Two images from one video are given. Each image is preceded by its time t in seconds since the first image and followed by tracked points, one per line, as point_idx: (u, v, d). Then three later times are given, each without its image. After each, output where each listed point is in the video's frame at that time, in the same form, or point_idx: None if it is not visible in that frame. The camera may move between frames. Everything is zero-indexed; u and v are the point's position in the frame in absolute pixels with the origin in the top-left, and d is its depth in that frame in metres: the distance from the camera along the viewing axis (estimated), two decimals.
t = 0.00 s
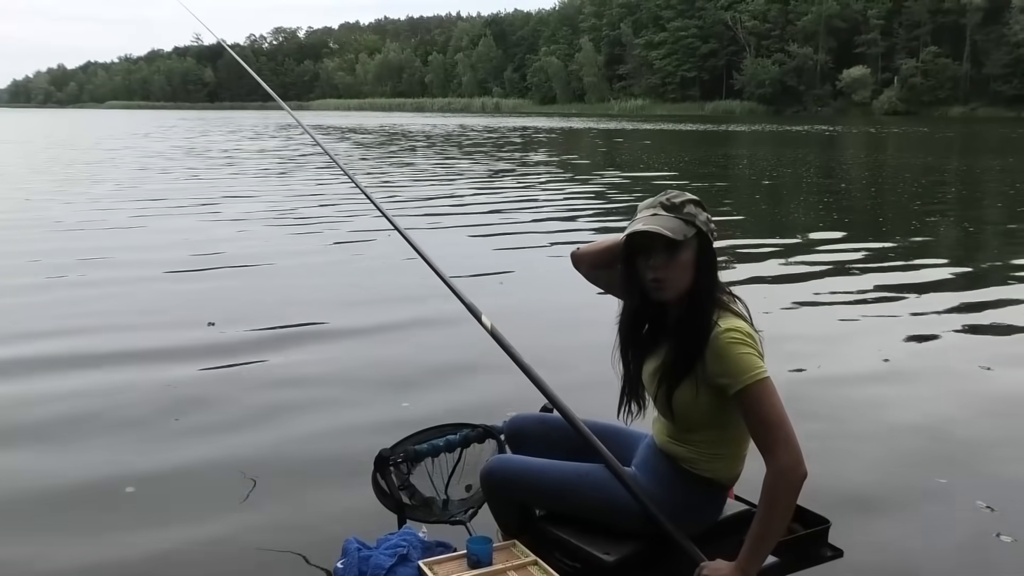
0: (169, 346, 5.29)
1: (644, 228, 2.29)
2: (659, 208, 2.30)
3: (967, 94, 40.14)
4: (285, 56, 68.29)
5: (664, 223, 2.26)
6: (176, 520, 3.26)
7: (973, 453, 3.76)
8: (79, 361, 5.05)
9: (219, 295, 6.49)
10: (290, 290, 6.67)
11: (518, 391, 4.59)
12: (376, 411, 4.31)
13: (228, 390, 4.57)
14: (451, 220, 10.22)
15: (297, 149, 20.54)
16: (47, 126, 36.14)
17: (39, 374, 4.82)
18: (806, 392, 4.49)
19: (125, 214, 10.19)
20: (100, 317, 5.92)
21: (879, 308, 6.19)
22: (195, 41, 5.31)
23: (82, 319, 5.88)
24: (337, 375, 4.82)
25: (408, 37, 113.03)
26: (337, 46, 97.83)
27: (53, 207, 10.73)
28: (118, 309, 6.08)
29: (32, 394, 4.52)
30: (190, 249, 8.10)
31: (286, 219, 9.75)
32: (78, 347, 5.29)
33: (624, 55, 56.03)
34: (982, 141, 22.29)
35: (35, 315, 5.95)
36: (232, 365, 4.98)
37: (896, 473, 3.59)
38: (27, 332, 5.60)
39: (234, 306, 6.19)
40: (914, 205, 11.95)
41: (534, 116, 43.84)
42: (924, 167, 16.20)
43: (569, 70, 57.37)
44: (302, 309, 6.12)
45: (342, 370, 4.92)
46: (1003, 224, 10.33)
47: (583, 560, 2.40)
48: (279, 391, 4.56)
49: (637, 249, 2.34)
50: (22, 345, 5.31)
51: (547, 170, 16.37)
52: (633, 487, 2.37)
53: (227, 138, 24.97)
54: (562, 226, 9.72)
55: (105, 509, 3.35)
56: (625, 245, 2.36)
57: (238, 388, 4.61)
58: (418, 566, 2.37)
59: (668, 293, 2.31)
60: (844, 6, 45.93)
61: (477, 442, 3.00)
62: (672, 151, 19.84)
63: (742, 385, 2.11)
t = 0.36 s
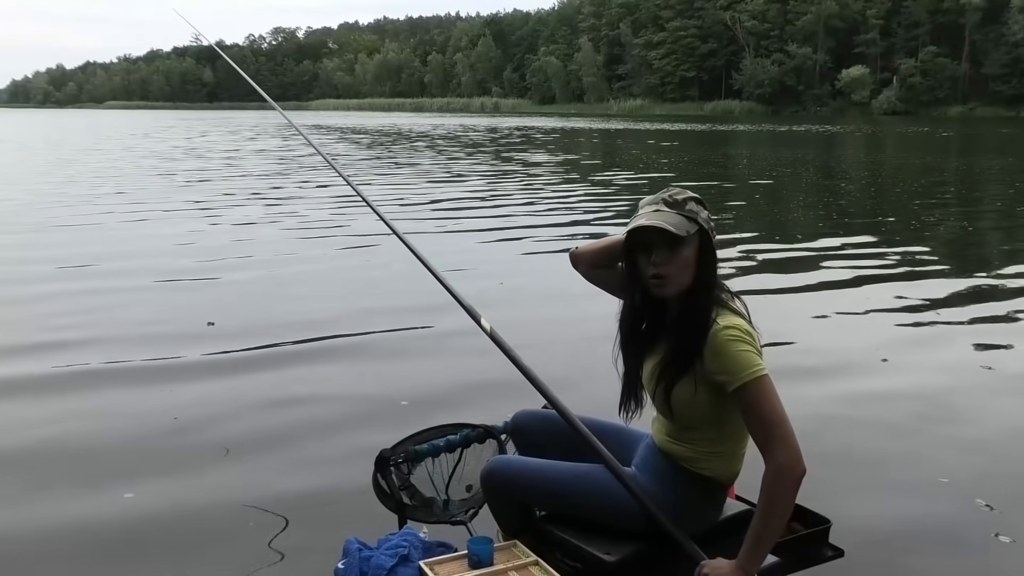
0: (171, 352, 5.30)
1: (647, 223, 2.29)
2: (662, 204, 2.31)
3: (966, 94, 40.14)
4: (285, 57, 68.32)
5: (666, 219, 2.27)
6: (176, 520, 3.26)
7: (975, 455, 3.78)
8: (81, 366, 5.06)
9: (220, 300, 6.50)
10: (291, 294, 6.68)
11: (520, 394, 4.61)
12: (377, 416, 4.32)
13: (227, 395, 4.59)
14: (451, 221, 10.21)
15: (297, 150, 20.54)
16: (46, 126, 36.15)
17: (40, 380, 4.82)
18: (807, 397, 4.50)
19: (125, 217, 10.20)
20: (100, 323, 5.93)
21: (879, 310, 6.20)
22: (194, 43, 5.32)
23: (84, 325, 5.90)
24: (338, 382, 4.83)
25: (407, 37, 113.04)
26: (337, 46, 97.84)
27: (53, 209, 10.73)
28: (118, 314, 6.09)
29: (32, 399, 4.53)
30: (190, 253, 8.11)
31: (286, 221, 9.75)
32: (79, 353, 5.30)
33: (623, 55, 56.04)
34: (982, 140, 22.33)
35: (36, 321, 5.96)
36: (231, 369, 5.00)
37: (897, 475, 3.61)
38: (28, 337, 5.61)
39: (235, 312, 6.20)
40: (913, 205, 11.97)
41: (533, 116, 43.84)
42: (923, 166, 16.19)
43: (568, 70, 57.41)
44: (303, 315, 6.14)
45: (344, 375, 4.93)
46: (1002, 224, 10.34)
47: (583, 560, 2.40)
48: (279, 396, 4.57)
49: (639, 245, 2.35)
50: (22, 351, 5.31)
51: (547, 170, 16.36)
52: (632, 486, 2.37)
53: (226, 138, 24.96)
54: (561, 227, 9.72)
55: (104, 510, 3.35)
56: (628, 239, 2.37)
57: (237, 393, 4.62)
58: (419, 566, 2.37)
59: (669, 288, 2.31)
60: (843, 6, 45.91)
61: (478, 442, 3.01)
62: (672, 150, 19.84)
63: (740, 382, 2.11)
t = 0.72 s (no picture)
0: (169, 351, 5.28)
1: (645, 221, 2.30)
2: (660, 203, 2.31)
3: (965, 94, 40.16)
4: (285, 59, 68.46)
5: (665, 218, 2.27)
6: (178, 521, 3.23)
7: (972, 456, 3.81)
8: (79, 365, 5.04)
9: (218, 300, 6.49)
10: (290, 294, 6.68)
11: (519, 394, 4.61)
12: (376, 411, 4.31)
13: (225, 393, 4.55)
14: (450, 222, 10.23)
15: (297, 151, 20.55)
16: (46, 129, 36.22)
17: (39, 379, 4.79)
18: (806, 398, 4.52)
19: (124, 219, 10.20)
20: (97, 323, 5.92)
21: (878, 311, 6.21)
22: (191, 44, 5.33)
23: (82, 325, 5.88)
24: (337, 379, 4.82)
25: (407, 38, 113.08)
26: (336, 48, 97.83)
27: (53, 212, 10.75)
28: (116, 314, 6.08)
29: (28, 400, 4.48)
30: (189, 255, 8.10)
31: (286, 224, 9.77)
32: (77, 352, 5.28)
33: (622, 56, 56.12)
34: (983, 140, 22.30)
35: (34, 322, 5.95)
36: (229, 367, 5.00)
37: (895, 476, 3.63)
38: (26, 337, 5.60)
39: (233, 310, 6.19)
40: (913, 205, 11.97)
41: (533, 117, 43.83)
42: (923, 167, 16.20)
43: (568, 71, 57.40)
44: (302, 313, 6.13)
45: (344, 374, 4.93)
46: (1001, 224, 10.35)
47: (584, 560, 2.40)
48: (279, 393, 4.55)
49: (638, 244, 2.35)
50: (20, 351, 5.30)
51: (546, 171, 16.38)
52: (631, 485, 2.37)
53: (226, 141, 24.98)
54: (561, 228, 9.72)
55: (104, 511, 3.31)
56: (627, 237, 2.37)
57: (236, 391, 4.59)
58: (419, 566, 2.37)
59: (667, 287, 2.31)
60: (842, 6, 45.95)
61: (478, 442, 3.01)
62: (672, 151, 19.85)
63: (736, 380, 2.11)
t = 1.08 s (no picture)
0: (165, 356, 5.33)
1: (642, 223, 2.31)
2: (658, 205, 2.33)
3: (960, 96, 40.29)
4: (282, 61, 68.56)
5: (662, 220, 2.28)
6: (174, 529, 3.28)
7: (966, 456, 3.84)
8: (75, 371, 5.08)
9: (214, 306, 6.53)
10: (286, 299, 6.71)
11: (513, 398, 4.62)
12: (372, 418, 4.35)
13: (221, 401, 4.61)
14: (448, 224, 10.27)
15: (295, 153, 20.60)
16: (43, 130, 36.24)
17: (36, 384, 4.85)
18: (801, 398, 4.55)
19: (123, 222, 10.25)
20: (95, 329, 5.95)
21: (874, 313, 6.22)
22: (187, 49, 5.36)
23: (77, 330, 5.92)
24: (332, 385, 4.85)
25: (404, 40, 113.20)
26: (334, 50, 97.88)
27: (52, 215, 10.80)
28: (110, 322, 6.11)
29: (26, 407, 4.52)
30: (186, 260, 8.13)
31: (284, 227, 9.81)
32: (74, 357, 5.33)
33: (619, 58, 56.22)
34: (978, 143, 22.34)
35: (31, 327, 5.99)
36: (227, 372, 5.06)
37: (891, 477, 3.65)
38: (22, 343, 5.64)
39: (229, 316, 6.22)
40: (908, 207, 12.00)
41: (530, 119, 43.88)
42: (920, 168, 16.25)
43: (565, 72, 57.53)
44: (298, 319, 6.17)
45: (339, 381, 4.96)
46: (997, 226, 10.40)
47: (579, 563, 2.41)
48: (276, 401, 4.60)
49: (634, 245, 2.36)
50: (17, 357, 5.34)
51: (544, 173, 16.43)
52: (625, 487, 2.38)
53: (224, 143, 25.03)
54: (558, 231, 9.77)
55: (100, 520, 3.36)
56: (624, 238, 2.38)
57: (232, 398, 4.64)
58: (413, 568, 2.38)
59: (663, 289, 2.33)
60: (838, 9, 46.07)
61: (474, 445, 3.02)
62: (669, 153, 19.91)
63: (730, 381, 2.13)
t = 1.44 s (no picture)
0: (161, 361, 5.35)
1: (639, 227, 2.32)
2: (655, 211, 2.34)
3: (957, 100, 40.36)
4: (279, 66, 68.65)
5: (660, 226, 2.29)
6: (170, 534, 3.30)
7: (962, 458, 3.85)
8: (71, 375, 5.10)
9: (211, 312, 6.54)
10: (283, 304, 6.72)
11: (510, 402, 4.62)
12: (368, 423, 4.36)
13: (216, 405, 4.64)
14: (446, 228, 10.29)
15: (294, 158, 20.62)
16: (41, 135, 36.26)
17: (32, 389, 4.87)
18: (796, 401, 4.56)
19: (122, 227, 10.27)
20: (92, 334, 5.97)
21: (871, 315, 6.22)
22: (186, 52, 5.37)
23: (74, 335, 5.94)
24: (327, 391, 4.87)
25: (403, 45, 113.26)
26: (332, 55, 97.91)
27: (51, 220, 10.81)
28: (106, 327, 6.12)
29: (22, 412, 4.55)
30: (184, 265, 8.15)
31: (282, 232, 9.83)
32: (70, 362, 5.35)
33: (616, 62, 56.30)
34: (975, 147, 22.36)
35: (27, 332, 6.01)
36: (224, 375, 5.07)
37: (887, 480, 3.66)
38: (22, 348, 5.66)
39: (225, 321, 6.22)
40: (904, 211, 12.01)
41: (527, 124, 43.89)
42: (916, 172, 16.27)
43: (562, 77, 57.59)
44: (294, 324, 6.18)
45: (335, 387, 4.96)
46: (993, 229, 10.42)
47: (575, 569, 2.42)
48: (271, 406, 4.62)
49: (631, 249, 2.38)
50: (13, 363, 5.35)
51: (542, 177, 16.45)
52: (621, 492, 2.39)
53: (223, 147, 25.05)
54: (555, 234, 9.79)
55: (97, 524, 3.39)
56: (621, 242, 2.39)
57: (227, 403, 4.67)
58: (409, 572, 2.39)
59: (660, 293, 2.33)
60: (835, 13, 46.16)
61: (470, 450, 3.03)
62: (667, 157, 19.94)
63: (724, 386, 2.14)
